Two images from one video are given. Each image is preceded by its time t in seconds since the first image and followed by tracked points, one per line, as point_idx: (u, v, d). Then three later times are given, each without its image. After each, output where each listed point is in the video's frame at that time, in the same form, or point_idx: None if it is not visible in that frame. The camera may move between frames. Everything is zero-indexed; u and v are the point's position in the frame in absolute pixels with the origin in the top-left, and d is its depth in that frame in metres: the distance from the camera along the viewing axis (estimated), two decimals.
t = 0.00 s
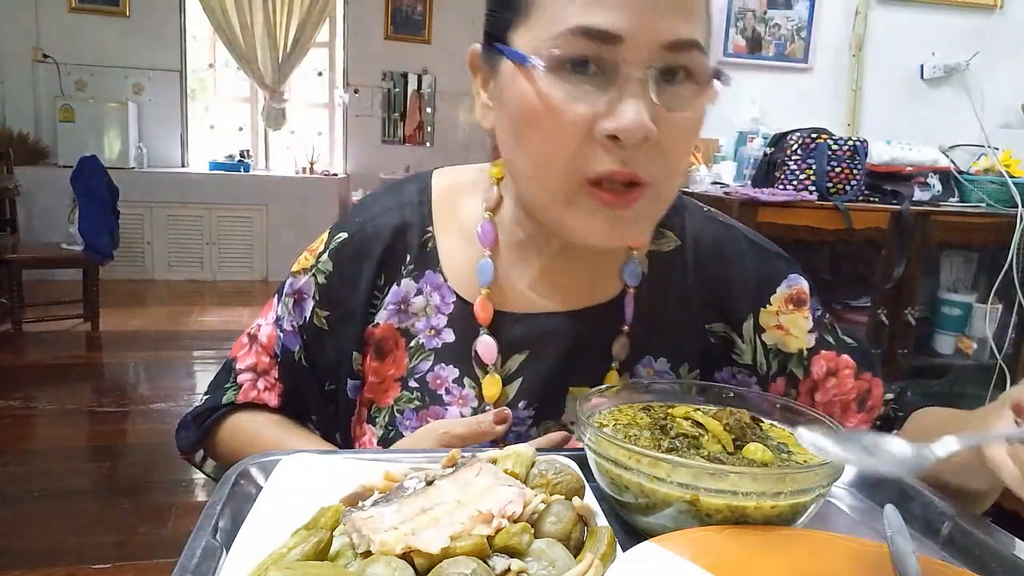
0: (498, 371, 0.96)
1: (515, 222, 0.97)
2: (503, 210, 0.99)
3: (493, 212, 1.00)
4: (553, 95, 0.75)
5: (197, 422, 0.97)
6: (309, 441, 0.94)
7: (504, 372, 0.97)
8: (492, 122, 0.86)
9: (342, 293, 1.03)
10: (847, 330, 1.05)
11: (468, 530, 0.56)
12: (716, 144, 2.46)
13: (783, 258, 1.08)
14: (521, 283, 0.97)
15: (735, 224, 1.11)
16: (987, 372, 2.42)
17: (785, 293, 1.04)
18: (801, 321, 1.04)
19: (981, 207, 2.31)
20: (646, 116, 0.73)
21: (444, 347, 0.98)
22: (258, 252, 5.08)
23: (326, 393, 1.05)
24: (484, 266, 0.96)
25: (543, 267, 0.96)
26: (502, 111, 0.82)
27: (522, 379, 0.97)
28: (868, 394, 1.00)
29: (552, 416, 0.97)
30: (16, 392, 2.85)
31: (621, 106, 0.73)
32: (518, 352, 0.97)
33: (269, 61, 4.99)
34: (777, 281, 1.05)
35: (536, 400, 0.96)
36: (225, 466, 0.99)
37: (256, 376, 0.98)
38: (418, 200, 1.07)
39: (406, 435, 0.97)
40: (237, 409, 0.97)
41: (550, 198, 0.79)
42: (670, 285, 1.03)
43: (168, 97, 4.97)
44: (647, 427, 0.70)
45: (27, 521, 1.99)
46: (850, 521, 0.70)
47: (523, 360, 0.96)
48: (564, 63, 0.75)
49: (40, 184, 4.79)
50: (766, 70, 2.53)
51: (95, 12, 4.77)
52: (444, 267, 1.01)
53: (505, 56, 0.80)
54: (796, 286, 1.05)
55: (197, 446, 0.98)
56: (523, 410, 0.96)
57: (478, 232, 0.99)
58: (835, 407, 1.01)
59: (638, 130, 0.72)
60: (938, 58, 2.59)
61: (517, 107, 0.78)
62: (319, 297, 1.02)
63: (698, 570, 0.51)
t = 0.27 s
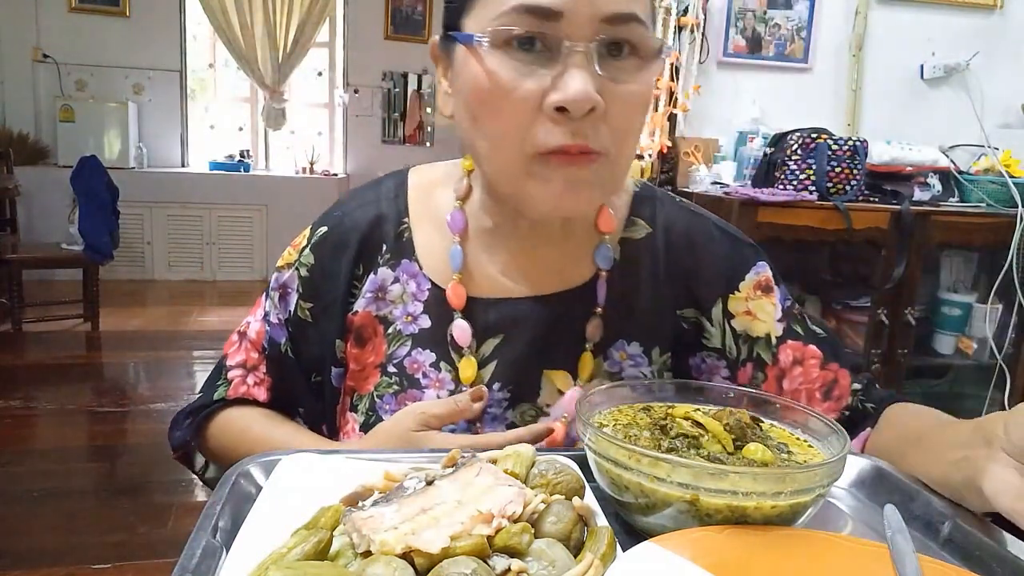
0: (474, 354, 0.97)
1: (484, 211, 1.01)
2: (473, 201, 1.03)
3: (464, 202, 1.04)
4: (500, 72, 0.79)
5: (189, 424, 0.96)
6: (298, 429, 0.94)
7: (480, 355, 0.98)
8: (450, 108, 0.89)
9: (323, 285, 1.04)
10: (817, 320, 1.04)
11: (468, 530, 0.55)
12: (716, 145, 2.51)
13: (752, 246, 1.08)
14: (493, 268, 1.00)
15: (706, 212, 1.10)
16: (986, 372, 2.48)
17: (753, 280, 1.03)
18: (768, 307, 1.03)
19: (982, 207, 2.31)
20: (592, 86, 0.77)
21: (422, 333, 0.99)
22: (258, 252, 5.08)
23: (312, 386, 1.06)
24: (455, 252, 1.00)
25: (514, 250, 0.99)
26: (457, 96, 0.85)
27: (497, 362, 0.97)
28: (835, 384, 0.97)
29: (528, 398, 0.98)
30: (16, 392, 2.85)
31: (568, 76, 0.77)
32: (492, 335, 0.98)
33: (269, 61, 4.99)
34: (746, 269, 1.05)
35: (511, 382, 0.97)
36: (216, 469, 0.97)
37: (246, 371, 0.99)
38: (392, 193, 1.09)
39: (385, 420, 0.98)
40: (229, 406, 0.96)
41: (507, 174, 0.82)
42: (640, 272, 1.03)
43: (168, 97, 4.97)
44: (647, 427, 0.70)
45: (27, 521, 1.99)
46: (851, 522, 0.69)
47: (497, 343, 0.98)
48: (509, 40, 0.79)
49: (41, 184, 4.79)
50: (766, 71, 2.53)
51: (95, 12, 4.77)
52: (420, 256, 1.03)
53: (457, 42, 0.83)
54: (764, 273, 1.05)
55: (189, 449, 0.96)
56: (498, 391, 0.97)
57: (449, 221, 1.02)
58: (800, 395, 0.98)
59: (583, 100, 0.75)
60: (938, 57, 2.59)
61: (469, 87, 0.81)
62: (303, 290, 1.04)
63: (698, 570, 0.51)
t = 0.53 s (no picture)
0: (449, 342, 0.98)
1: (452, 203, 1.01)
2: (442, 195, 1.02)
3: (434, 197, 1.03)
4: (447, 76, 0.79)
5: (179, 423, 0.95)
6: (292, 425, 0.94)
7: (456, 343, 0.98)
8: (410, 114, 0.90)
9: (305, 283, 1.05)
10: (791, 298, 1.03)
11: (469, 529, 0.55)
12: (716, 145, 2.51)
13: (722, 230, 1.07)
14: (464, 261, 1.00)
15: (677, 200, 1.10)
16: (987, 373, 2.44)
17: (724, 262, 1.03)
18: (740, 287, 1.02)
19: (982, 207, 2.31)
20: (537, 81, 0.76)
21: (399, 324, 1.00)
22: (258, 251, 5.08)
23: (299, 383, 1.06)
24: (426, 248, 1.00)
25: (485, 244, 0.99)
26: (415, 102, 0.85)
27: (472, 349, 0.98)
28: (810, 358, 0.95)
29: (504, 382, 0.98)
30: (16, 391, 2.85)
31: (514, 73, 0.76)
32: (467, 324, 0.98)
33: (269, 61, 4.98)
34: (716, 253, 1.04)
35: (485, 368, 0.97)
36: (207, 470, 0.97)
37: (233, 371, 0.99)
38: (368, 191, 1.09)
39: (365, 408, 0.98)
40: (217, 407, 0.96)
41: (469, 176, 0.82)
42: (613, 260, 1.03)
43: (168, 97, 4.96)
44: (648, 427, 0.70)
45: (27, 521, 1.99)
46: (851, 522, 0.69)
47: (471, 332, 0.98)
48: (453, 45, 0.79)
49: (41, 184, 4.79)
50: (766, 71, 2.53)
51: (95, 12, 4.77)
52: (396, 251, 1.04)
53: (408, 47, 0.84)
54: (735, 255, 1.04)
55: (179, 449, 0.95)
56: (473, 377, 0.97)
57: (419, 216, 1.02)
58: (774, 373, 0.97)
59: (529, 95, 0.75)
60: (938, 57, 2.59)
61: (423, 93, 0.82)
62: (287, 290, 1.04)
63: (699, 569, 0.51)
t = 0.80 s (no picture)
0: (435, 334, 0.99)
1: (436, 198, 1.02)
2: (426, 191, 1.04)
3: (418, 194, 1.05)
4: (418, 65, 0.81)
5: (171, 421, 0.95)
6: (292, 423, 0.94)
7: (441, 334, 0.99)
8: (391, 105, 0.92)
9: (298, 281, 1.04)
10: (770, 287, 1.03)
11: (468, 530, 0.55)
12: (716, 145, 2.51)
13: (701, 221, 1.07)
14: (448, 253, 1.01)
15: (660, 195, 1.10)
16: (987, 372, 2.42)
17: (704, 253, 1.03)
18: (720, 277, 1.02)
19: (982, 207, 2.31)
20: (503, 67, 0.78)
21: (386, 318, 1.01)
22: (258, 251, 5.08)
23: (294, 380, 1.06)
24: (410, 241, 1.01)
25: (469, 235, 1.00)
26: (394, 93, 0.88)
27: (456, 341, 0.99)
28: (792, 346, 0.96)
29: (490, 371, 0.99)
30: (16, 392, 2.85)
31: (481, 60, 0.79)
32: (452, 316, 0.99)
33: (269, 61, 4.98)
34: (695, 244, 1.05)
35: (471, 357, 0.98)
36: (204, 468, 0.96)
37: (227, 369, 0.99)
38: (356, 190, 1.10)
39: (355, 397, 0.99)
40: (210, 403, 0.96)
41: (443, 163, 0.84)
42: (593, 253, 1.03)
43: (168, 97, 4.96)
44: (647, 427, 0.70)
45: (28, 521, 1.99)
46: (852, 522, 0.69)
47: (456, 324, 0.99)
48: (424, 33, 0.82)
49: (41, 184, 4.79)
50: (766, 71, 2.53)
51: (95, 12, 4.77)
52: (384, 247, 1.04)
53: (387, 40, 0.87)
54: (713, 245, 1.04)
55: (173, 446, 0.96)
56: (459, 367, 0.98)
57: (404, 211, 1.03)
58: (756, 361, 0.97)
59: (494, 80, 0.77)
60: (938, 57, 2.59)
61: (398, 81, 0.85)
62: (279, 288, 1.04)
63: (698, 569, 0.51)
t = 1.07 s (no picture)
0: (430, 325, 1.00)
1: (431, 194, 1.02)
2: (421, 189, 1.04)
3: (414, 192, 1.05)
4: (410, 76, 0.82)
5: (172, 409, 0.94)
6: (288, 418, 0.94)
7: (436, 325, 1.00)
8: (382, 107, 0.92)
9: (296, 274, 1.05)
10: (759, 282, 1.04)
11: (468, 529, 0.55)
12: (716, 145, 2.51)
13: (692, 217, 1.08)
14: (443, 248, 1.01)
15: (652, 192, 1.10)
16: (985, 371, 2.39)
17: (692, 247, 1.04)
18: (709, 271, 1.03)
19: (982, 207, 2.31)
20: (491, 82, 0.79)
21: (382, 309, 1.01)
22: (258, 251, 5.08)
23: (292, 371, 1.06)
24: (404, 236, 1.01)
25: (462, 230, 1.00)
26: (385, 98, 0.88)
27: (450, 332, 0.99)
28: (781, 338, 0.97)
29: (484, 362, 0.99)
30: (16, 392, 2.85)
31: (470, 74, 0.80)
32: (446, 307, 1.00)
33: (269, 61, 4.98)
34: (684, 238, 1.06)
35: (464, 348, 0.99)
36: (205, 460, 0.94)
37: (227, 360, 1.00)
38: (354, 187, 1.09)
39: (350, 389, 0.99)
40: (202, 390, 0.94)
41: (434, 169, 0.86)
42: (584, 246, 1.04)
43: (168, 97, 4.96)
44: (647, 427, 0.70)
45: (28, 521, 1.99)
46: (851, 522, 0.70)
47: (450, 314, 1.00)
48: (413, 44, 0.82)
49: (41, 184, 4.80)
50: (767, 71, 2.53)
51: (95, 12, 4.77)
52: (381, 240, 1.04)
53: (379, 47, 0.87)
54: (702, 240, 1.05)
55: (177, 435, 0.94)
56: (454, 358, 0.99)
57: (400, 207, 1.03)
58: (744, 353, 0.98)
59: (483, 94, 0.79)
60: (938, 57, 2.59)
61: (390, 91, 0.85)
62: (277, 281, 1.05)
63: (698, 569, 0.51)
